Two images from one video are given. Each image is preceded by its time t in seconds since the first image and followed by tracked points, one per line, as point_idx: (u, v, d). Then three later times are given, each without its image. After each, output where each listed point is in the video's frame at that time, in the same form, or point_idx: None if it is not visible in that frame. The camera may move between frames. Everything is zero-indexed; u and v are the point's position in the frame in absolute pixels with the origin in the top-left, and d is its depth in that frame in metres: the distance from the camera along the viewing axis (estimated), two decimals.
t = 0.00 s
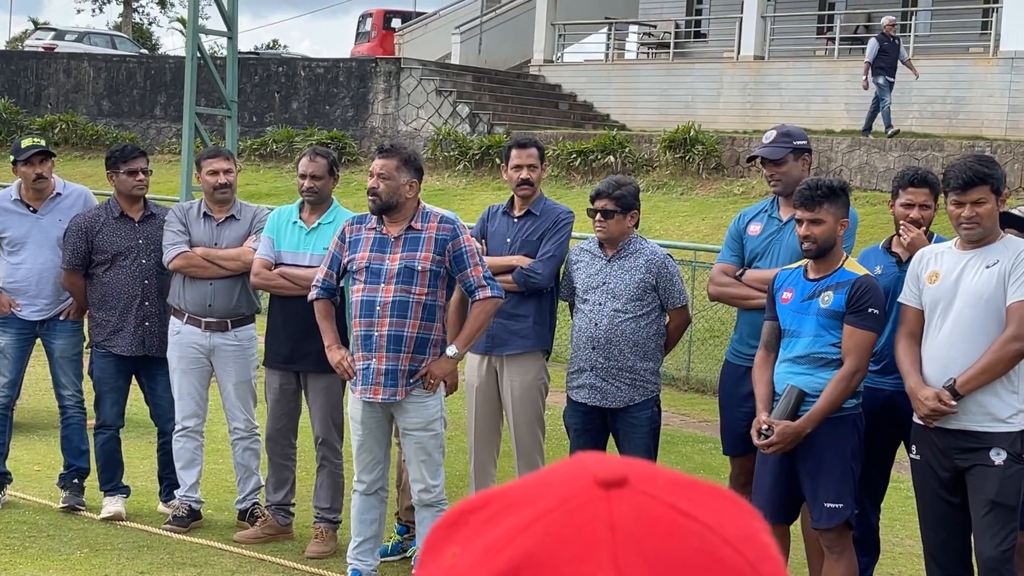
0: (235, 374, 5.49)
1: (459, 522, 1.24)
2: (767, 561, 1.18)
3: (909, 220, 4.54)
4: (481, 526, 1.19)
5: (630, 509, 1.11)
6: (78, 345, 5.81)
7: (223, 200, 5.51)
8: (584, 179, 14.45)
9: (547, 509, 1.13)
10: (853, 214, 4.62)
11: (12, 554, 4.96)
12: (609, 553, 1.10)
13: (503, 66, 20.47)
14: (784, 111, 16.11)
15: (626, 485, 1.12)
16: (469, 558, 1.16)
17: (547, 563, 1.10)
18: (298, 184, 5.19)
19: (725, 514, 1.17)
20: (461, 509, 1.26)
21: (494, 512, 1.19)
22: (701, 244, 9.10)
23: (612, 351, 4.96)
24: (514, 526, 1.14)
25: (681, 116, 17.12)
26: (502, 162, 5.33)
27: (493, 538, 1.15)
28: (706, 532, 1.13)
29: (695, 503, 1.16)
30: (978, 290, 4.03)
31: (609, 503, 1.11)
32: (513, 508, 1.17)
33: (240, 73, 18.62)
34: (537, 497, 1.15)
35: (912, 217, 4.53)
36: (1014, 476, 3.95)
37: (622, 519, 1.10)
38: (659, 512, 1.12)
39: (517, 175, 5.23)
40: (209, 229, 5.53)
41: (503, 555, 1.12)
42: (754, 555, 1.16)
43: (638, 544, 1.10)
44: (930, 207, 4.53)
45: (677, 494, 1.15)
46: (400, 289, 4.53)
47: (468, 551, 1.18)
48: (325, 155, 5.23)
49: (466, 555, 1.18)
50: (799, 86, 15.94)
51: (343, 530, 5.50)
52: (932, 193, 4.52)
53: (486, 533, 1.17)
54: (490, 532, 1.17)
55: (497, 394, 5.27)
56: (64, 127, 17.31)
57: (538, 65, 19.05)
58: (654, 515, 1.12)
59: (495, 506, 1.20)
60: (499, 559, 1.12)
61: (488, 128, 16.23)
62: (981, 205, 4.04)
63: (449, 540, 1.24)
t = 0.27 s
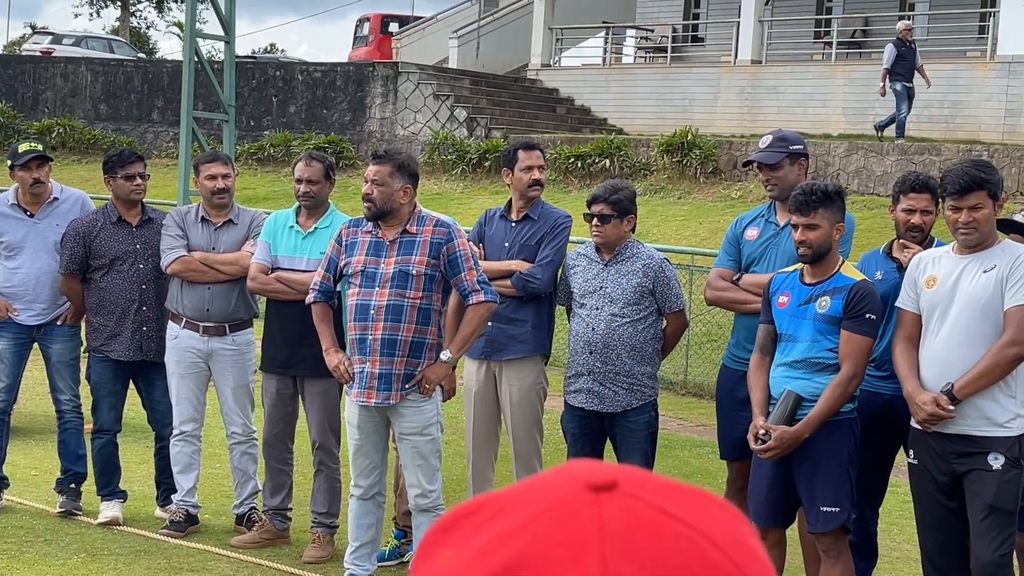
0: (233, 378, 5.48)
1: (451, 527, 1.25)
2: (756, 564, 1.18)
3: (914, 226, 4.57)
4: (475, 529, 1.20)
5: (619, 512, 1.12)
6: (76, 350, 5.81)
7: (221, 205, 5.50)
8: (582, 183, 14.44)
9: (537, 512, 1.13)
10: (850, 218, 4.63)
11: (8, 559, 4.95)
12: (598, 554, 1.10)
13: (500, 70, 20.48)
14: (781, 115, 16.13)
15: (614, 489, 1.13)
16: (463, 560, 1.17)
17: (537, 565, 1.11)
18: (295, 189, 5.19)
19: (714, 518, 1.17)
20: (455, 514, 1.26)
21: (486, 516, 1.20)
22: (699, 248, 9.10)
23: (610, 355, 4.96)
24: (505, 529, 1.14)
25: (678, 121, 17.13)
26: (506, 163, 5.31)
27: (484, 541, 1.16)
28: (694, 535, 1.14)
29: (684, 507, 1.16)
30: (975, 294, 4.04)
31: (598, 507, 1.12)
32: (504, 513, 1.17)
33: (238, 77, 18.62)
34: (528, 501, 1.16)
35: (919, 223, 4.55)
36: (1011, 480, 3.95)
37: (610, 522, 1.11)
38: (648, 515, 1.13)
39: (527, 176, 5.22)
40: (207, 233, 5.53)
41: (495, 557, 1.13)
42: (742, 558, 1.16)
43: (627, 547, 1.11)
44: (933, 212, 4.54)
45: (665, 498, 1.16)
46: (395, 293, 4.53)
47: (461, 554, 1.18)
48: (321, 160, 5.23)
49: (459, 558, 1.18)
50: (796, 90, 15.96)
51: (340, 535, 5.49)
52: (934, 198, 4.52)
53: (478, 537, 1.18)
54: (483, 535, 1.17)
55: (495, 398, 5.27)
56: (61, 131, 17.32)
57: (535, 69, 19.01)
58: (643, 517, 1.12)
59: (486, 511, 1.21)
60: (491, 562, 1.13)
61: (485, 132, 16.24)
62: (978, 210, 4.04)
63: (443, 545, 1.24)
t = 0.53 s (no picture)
0: (232, 381, 5.49)
1: (439, 523, 1.26)
2: (742, 556, 1.19)
3: (903, 227, 4.52)
4: (462, 523, 1.21)
5: (605, 504, 1.13)
6: (74, 352, 5.81)
7: (219, 207, 5.51)
8: (580, 185, 14.46)
9: (524, 507, 1.14)
10: (846, 221, 4.63)
11: (6, 561, 4.95)
12: (585, 547, 1.12)
13: (498, 72, 20.48)
14: (779, 118, 16.14)
15: (601, 482, 1.14)
16: (450, 554, 1.18)
17: (525, 558, 1.12)
18: (292, 192, 5.20)
19: (700, 510, 1.18)
20: (443, 509, 1.27)
21: (473, 511, 1.21)
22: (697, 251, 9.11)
23: (607, 357, 4.96)
24: (492, 523, 1.15)
25: (676, 123, 17.14)
26: (505, 166, 5.32)
27: (471, 535, 1.17)
28: (680, 526, 1.15)
29: (670, 499, 1.18)
30: (974, 296, 4.04)
31: (585, 499, 1.13)
32: (490, 507, 1.18)
33: (236, 80, 18.61)
34: (514, 495, 1.17)
35: (908, 225, 4.51)
36: (1009, 482, 3.95)
37: (596, 515, 1.12)
38: (635, 507, 1.15)
39: (527, 178, 5.22)
40: (206, 235, 5.54)
41: (482, 551, 1.14)
42: (728, 550, 1.17)
43: (613, 539, 1.12)
44: (923, 216, 4.51)
45: (651, 490, 1.17)
46: (392, 297, 4.53)
47: (449, 547, 1.19)
48: (318, 162, 5.23)
49: (447, 552, 1.19)
50: (794, 93, 15.97)
51: (338, 537, 5.49)
52: (925, 201, 4.49)
53: (466, 530, 1.19)
54: (470, 529, 1.18)
55: (494, 400, 5.27)
56: (59, 134, 17.33)
57: (533, 72, 19.00)
58: (629, 510, 1.14)
59: (475, 505, 1.22)
60: (477, 555, 1.14)
61: (484, 135, 16.25)
62: (976, 212, 4.04)
63: (431, 541, 1.25)
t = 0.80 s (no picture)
0: (231, 381, 5.49)
1: (427, 518, 1.26)
2: (729, 547, 1.20)
3: (890, 230, 4.54)
4: (450, 518, 1.22)
5: (590, 496, 1.14)
6: (72, 353, 5.82)
7: (218, 208, 5.51)
8: (578, 187, 14.45)
9: (511, 500, 1.15)
10: (843, 222, 4.63)
11: (4, 562, 4.95)
12: (571, 539, 1.12)
13: (498, 74, 20.46)
14: (778, 119, 16.15)
15: (585, 475, 1.16)
16: (438, 548, 1.18)
17: (512, 550, 1.12)
18: (290, 193, 5.20)
19: (686, 501, 1.19)
20: (430, 505, 1.28)
21: (460, 506, 1.22)
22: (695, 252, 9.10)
23: (605, 359, 4.96)
24: (479, 518, 1.16)
25: (675, 125, 17.14)
26: (504, 167, 5.31)
27: (458, 529, 1.17)
28: (666, 518, 1.16)
29: (656, 491, 1.18)
30: (972, 297, 4.04)
31: (570, 492, 1.14)
32: (477, 502, 1.19)
33: (235, 82, 18.61)
34: (500, 488, 1.18)
35: (893, 227, 4.52)
36: (1006, 483, 3.96)
37: (582, 507, 1.13)
38: (620, 499, 1.15)
39: (525, 179, 5.23)
40: (204, 236, 5.54)
41: (468, 544, 1.14)
42: (714, 539, 1.18)
43: (598, 530, 1.13)
44: (910, 218, 4.52)
45: (636, 482, 1.18)
46: (390, 298, 4.53)
47: (437, 541, 1.20)
48: (316, 163, 5.24)
49: (434, 546, 1.20)
50: (793, 95, 15.98)
51: (336, 538, 5.49)
52: (912, 203, 4.51)
53: (453, 525, 1.20)
54: (458, 523, 1.19)
55: (492, 401, 5.27)
56: (58, 135, 17.34)
57: (532, 73, 18.98)
58: (614, 503, 1.15)
59: (461, 500, 1.22)
60: (463, 549, 1.14)
61: (482, 136, 16.25)
62: (974, 214, 4.04)
63: (418, 536, 1.25)
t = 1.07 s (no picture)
0: (229, 384, 5.50)
1: (427, 518, 1.25)
2: (728, 546, 1.21)
3: (887, 230, 4.54)
4: (452, 518, 1.21)
5: (594, 496, 1.14)
6: (70, 355, 5.82)
7: (217, 210, 5.51)
8: (576, 190, 14.46)
9: (514, 499, 1.15)
10: (840, 224, 4.64)
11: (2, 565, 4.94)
12: (575, 539, 1.12)
13: (495, 77, 20.48)
14: (775, 122, 16.17)
15: (589, 474, 1.16)
16: (439, 550, 1.17)
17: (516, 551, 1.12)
18: (289, 195, 5.20)
19: (687, 502, 1.20)
20: (430, 506, 1.26)
21: (461, 506, 1.21)
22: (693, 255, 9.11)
23: (603, 362, 4.96)
24: (482, 517, 1.15)
25: (673, 127, 17.16)
26: (503, 170, 5.30)
27: (460, 530, 1.17)
28: (669, 518, 1.17)
29: (657, 490, 1.19)
30: (968, 299, 4.04)
31: (574, 492, 1.14)
32: (480, 501, 1.19)
33: (232, 84, 18.61)
34: (503, 488, 1.17)
35: (890, 228, 4.53)
36: (1004, 485, 3.96)
37: (586, 507, 1.13)
38: (623, 499, 1.16)
39: (523, 183, 5.22)
40: (203, 238, 5.54)
41: (471, 544, 1.13)
42: (714, 539, 1.19)
43: (601, 529, 1.13)
44: (907, 219, 4.53)
45: (638, 482, 1.18)
46: (390, 301, 4.53)
47: (438, 542, 1.18)
48: (315, 165, 5.24)
49: (435, 547, 1.18)
50: (791, 97, 15.99)
51: (333, 540, 5.49)
52: (910, 204, 4.52)
53: (455, 525, 1.19)
54: (459, 524, 1.18)
55: (489, 403, 5.27)
56: (56, 137, 17.35)
57: (530, 76, 19.00)
58: (618, 502, 1.15)
59: (463, 501, 1.21)
60: (466, 549, 1.13)
61: (480, 139, 16.27)
62: (969, 216, 4.04)
63: (419, 537, 1.24)
